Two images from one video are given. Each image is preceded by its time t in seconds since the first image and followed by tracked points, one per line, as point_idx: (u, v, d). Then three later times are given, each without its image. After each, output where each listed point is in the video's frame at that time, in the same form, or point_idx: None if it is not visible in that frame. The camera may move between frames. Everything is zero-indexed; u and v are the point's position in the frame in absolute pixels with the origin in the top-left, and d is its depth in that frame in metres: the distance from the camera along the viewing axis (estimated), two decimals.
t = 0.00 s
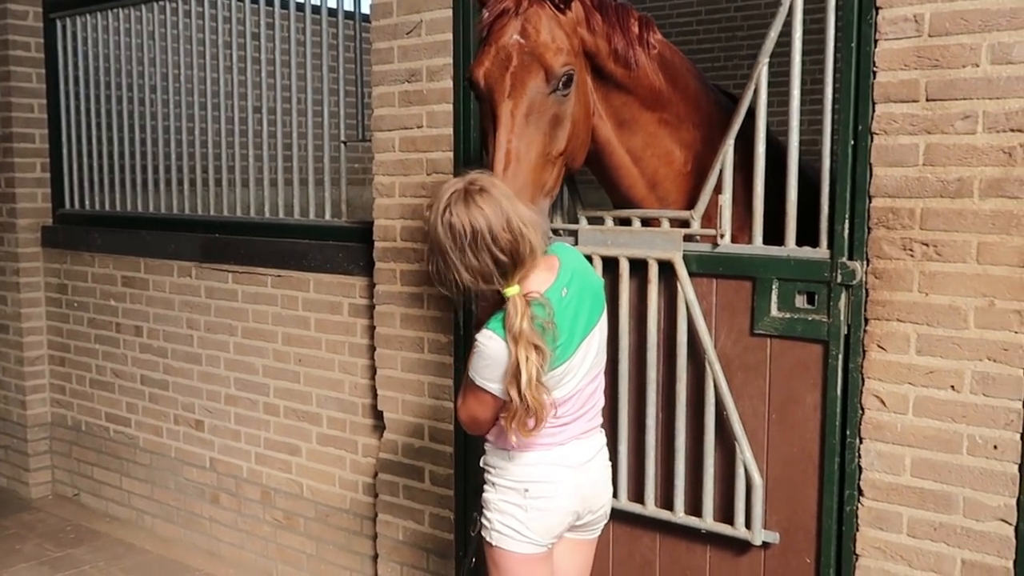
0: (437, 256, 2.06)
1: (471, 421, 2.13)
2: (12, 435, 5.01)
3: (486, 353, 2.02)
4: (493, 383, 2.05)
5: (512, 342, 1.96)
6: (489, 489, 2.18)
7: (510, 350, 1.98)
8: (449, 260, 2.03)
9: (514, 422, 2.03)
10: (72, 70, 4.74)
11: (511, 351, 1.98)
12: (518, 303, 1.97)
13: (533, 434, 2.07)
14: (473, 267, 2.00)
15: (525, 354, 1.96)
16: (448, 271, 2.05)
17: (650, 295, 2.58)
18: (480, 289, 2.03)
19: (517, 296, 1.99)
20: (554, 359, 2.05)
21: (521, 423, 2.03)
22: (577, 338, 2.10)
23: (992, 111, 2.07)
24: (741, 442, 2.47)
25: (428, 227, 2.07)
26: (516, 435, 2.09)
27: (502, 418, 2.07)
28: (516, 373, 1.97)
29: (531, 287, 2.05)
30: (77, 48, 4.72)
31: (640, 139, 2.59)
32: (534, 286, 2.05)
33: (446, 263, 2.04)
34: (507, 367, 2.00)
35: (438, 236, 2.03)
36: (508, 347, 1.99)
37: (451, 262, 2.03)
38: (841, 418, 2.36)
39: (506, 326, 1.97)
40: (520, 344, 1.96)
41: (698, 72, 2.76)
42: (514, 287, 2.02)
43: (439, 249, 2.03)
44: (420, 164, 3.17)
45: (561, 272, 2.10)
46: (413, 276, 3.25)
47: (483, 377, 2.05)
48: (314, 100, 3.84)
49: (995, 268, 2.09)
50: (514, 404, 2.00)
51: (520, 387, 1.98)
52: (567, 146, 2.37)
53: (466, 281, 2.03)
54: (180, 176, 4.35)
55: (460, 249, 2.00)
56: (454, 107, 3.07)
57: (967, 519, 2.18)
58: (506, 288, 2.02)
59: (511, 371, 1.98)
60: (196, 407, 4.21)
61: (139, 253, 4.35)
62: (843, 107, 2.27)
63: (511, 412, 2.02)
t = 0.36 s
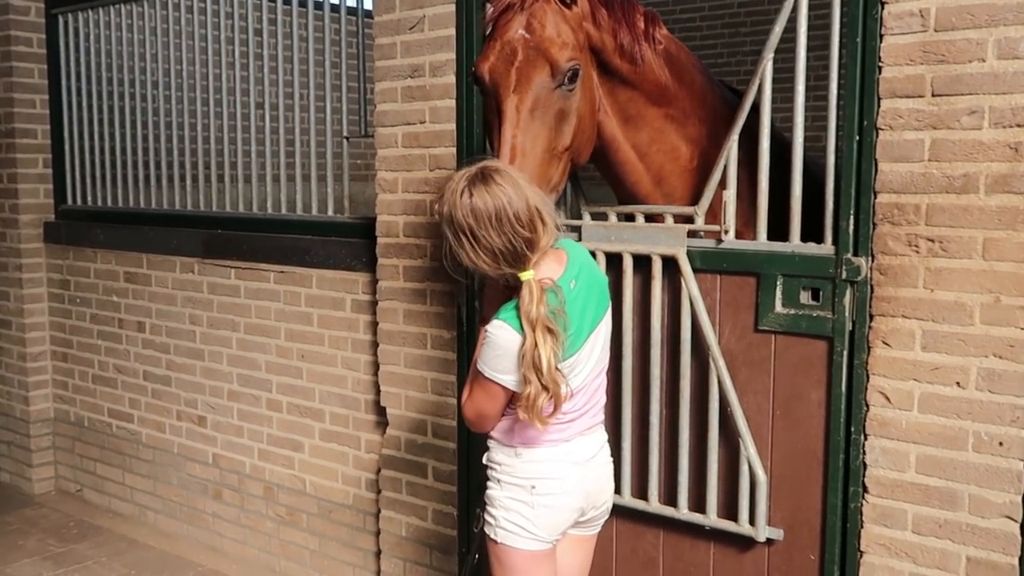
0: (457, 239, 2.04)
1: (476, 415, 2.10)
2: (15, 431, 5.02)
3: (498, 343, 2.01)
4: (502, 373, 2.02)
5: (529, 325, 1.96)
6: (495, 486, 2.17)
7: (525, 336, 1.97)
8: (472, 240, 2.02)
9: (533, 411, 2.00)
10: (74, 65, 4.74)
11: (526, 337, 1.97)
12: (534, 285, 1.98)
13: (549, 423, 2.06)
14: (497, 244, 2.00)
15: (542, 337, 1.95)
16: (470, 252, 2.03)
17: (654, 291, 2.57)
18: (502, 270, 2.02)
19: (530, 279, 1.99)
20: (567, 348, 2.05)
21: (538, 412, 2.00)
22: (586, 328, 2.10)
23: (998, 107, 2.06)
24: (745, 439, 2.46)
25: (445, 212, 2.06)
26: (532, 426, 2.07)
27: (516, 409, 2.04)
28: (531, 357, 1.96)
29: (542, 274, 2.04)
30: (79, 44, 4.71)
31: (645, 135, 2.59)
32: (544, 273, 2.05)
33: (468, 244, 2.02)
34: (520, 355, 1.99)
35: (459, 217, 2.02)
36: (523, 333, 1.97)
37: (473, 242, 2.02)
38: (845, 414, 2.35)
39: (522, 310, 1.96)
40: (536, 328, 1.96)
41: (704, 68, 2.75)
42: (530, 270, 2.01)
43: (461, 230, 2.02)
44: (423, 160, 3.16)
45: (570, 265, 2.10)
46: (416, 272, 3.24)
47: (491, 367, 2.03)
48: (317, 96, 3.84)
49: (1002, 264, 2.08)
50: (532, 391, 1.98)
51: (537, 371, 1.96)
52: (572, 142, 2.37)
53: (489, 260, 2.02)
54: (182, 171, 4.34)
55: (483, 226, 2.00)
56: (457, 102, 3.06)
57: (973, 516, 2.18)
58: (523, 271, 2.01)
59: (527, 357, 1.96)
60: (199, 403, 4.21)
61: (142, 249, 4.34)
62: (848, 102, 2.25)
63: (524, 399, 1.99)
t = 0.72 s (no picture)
0: (472, 239, 2.04)
1: (488, 413, 2.10)
2: (26, 427, 5.04)
3: (511, 341, 2.01)
4: (515, 371, 2.03)
5: (542, 325, 1.97)
6: (506, 482, 2.17)
7: (538, 335, 1.98)
8: (488, 239, 2.02)
9: (541, 409, 2.02)
10: (84, 62, 4.76)
11: (539, 336, 1.98)
12: (549, 286, 1.98)
13: (559, 421, 2.07)
14: (514, 244, 2.00)
15: (555, 337, 1.96)
16: (486, 252, 2.03)
17: (664, 288, 2.57)
18: (518, 270, 2.03)
19: (547, 280, 2.00)
20: (580, 347, 2.05)
21: (548, 410, 2.02)
22: (599, 328, 2.11)
23: (1010, 104, 2.05)
24: (755, 435, 2.46)
25: (460, 211, 2.05)
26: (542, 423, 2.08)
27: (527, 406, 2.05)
28: (542, 357, 1.97)
29: (558, 273, 2.05)
30: (89, 41, 4.73)
31: (655, 131, 2.58)
32: (559, 273, 2.06)
33: (484, 244, 2.02)
34: (532, 353, 2.00)
35: (476, 217, 2.01)
36: (536, 331, 1.98)
37: (490, 242, 2.02)
38: (856, 412, 2.34)
39: (536, 310, 1.97)
40: (550, 327, 1.96)
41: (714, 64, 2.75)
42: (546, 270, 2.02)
43: (477, 229, 2.02)
44: (433, 157, 3.17)
45: (583, 264, 2.10)
46: (426, 269, 3.25)
47: (504, 365, 2.03)
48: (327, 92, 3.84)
49: (1013, 261, 2.08)
50: (542, 389, 2.00)
51: (547, 371, 1.98)
52: (583, 138, 2.36)
53: (505, 260, 2.02)
54: (193, 168, 4.36)
55: (501, 227, 1.99)
56: (466, 99, 3.06)
57: (984, 514, 2.17)
58: (539, 271, 2.02)
59: (539, 356, 1.97)
60: (209, 399, 4.22)
61: (152, 246, 4.36)
62: (858, 98, 2.25)
63: (534, 396, 2.01)
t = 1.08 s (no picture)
0: (487, 240, 2.04)
1: (498, 414, 2.10)
2: (36, 425, 5.07)
3: (523, 342, 2.02)
4: (527, 372, 2.03)
5: (556, 324, 1.97)
6: (515, 482, 2.18)
7: (551, 335, 1.98)
8: (503, 241, 2.02)
9: (553, 409, 2.01)
10: (94, 62, 4.78)
11: (552, 336, 1.98)
12: (563, 286, 1.99)
13: (570, 422, 2.07)
14: (530, 245, 2.00)
15: (568, 337, 1.97)
16: (501, 253, 2.03)
17: (672, 287, 2.57)
18: (533, 271, 2.03)
19: (561, 281, 2.01)
20: (591, 347, 2.06)
21: (561, 411, 2.02)
22: (610, 330, 2.12)
23: (1018, 102, 2.05)
24: (762, 434, 2.47)
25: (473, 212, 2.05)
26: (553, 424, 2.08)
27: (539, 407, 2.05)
28: (555, 356, 1.97)
29: (569, 274, 2.06)
30: (99, 41, 4.75)
31: (663, 131, 2.59)
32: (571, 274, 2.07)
33: (498, 245, 2.02)
34: (545, 354, 2.00)
35: (491, 218, 2.01)
36: (549, 331, 1.99)
37: (505, 243, 2.02)
38: (863, 411, 2.34)
39: (549, 310, 1.98)
40: (563, 327, 1.97)
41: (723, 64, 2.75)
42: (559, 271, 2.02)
43: (492, 231, 2.02)
44: (441, 156, 3.17)
45: (593, 266, 2.11)
46: (434, 268, 3.26)
47: (516, 366, 2.04)
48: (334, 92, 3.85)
49: (1021, 260, 2.08)
50: (555, 389, 1.99)
51: (560, 371, 1.98)
52: (590, 138, 2.37)
53: (521, 261, 2.02)
54: (201, 167, 4.37)
55: (517, 228, 2.00)
56: (474, 98, 3.07)
57: (991, 513, 2.17)
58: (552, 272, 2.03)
59: (553, 356, 1.97)
60: (218, 398, 4.24)
61: (161, 245, 4.38)
62: (866, 97, 2.25)
63: (547, 397, 2.01)
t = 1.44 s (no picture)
0: (492, 245, 2.04)
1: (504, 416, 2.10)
2: (44, 425, 5.09)
3: (530, 344, 2.02)
4: (535, 374, 2.03)
5: (564, 326, 1.98)
6: (522, 484, 2.18)
7: (560, 336, 1.99)
8: (510, 245, 2.02)
9: (563, 411, 2.02)
10: (100, 64, 4.80)
11: (561, 338, 1.99)
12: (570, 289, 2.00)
13: (579, 423, 2.08)
14: (537, 249, 2.01)
15: (576, 338, 1.98)
16: (507, 258, 2.04)
17: (675, 288, 2.57)
18: (539, 275, 2.04)
19: (569, 284, 2.01)
20: (598, 348, 2.07)
21: (571, 412, 2.02)
22: (616, 331, 2.13)
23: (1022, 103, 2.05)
24: (766, 435, 2.46)
25: (479, 217, 2.05)
26: (563, 425, 2.09)
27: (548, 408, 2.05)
28: (564, 358, 1.98)
29: (575, 275, 2.06)
30: (105, 42, 4.76)
31: (666, 132, 2.59)
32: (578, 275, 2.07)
33: (504, 249, 2.03)
34: (553, 355, 2.01)
35: (497, 223, 2.01)
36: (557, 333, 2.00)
37: (511, 248, 2.02)
38: (866, 412, 2.34)
39: (557, 312, 1.99)
40: (571, 329, 1.98)
41: (727, 65, 2.75)
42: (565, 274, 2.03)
43: (498, 236, 2.02)
44: (445, 157, 3.18)
45: (598, 266, 2.12)
46: (438, 269, 3.26)
47: (523, 368, 2.04)
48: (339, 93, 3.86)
49: None
50: (564, 391, 2.00)
51: (569, 372, 1.99)
52: (593, 139, 2.37)
53: (527, 265, 2.03)
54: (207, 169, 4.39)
55: (523, 233, 2.00)
56: (478, 100, 3.07)
57: (995, 514, 2.16)
58: (558, 275, 2.03)
59: (561, 357, 1.98)
60: (224, 399, 4.25)
61: (168, 246, 4.39)
62: (870, 98, 2.24)
63: (556, 400, 2.01)
